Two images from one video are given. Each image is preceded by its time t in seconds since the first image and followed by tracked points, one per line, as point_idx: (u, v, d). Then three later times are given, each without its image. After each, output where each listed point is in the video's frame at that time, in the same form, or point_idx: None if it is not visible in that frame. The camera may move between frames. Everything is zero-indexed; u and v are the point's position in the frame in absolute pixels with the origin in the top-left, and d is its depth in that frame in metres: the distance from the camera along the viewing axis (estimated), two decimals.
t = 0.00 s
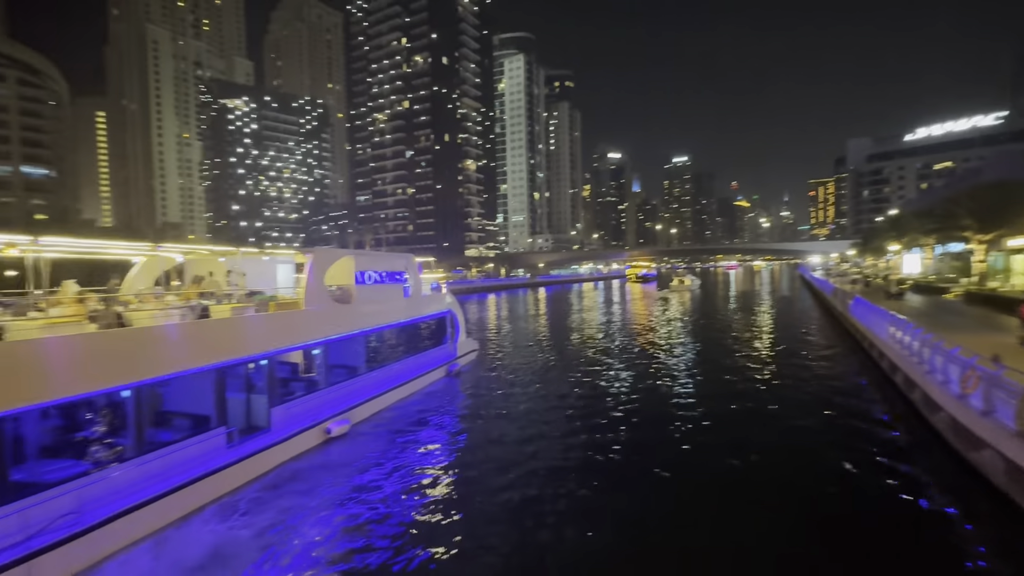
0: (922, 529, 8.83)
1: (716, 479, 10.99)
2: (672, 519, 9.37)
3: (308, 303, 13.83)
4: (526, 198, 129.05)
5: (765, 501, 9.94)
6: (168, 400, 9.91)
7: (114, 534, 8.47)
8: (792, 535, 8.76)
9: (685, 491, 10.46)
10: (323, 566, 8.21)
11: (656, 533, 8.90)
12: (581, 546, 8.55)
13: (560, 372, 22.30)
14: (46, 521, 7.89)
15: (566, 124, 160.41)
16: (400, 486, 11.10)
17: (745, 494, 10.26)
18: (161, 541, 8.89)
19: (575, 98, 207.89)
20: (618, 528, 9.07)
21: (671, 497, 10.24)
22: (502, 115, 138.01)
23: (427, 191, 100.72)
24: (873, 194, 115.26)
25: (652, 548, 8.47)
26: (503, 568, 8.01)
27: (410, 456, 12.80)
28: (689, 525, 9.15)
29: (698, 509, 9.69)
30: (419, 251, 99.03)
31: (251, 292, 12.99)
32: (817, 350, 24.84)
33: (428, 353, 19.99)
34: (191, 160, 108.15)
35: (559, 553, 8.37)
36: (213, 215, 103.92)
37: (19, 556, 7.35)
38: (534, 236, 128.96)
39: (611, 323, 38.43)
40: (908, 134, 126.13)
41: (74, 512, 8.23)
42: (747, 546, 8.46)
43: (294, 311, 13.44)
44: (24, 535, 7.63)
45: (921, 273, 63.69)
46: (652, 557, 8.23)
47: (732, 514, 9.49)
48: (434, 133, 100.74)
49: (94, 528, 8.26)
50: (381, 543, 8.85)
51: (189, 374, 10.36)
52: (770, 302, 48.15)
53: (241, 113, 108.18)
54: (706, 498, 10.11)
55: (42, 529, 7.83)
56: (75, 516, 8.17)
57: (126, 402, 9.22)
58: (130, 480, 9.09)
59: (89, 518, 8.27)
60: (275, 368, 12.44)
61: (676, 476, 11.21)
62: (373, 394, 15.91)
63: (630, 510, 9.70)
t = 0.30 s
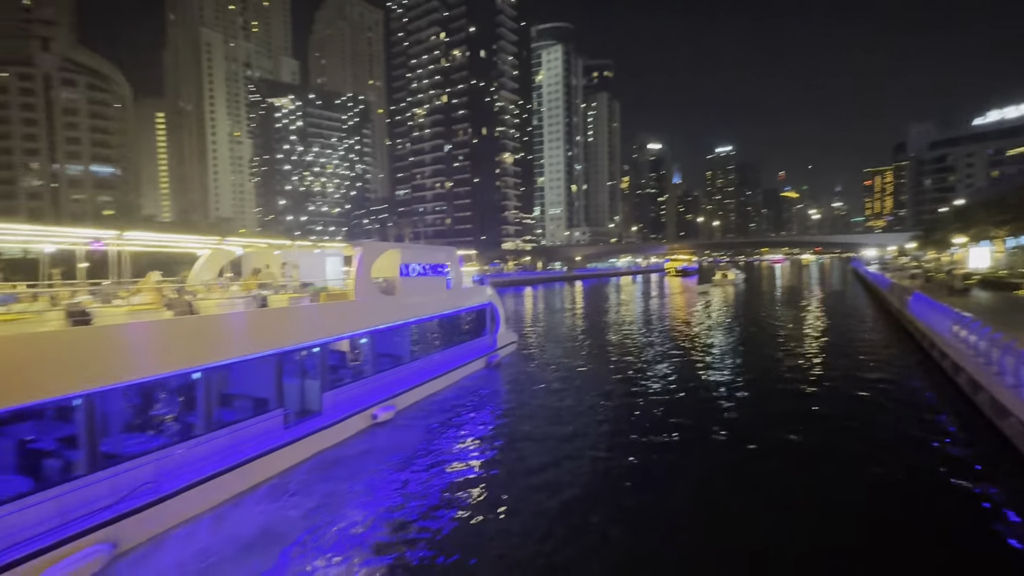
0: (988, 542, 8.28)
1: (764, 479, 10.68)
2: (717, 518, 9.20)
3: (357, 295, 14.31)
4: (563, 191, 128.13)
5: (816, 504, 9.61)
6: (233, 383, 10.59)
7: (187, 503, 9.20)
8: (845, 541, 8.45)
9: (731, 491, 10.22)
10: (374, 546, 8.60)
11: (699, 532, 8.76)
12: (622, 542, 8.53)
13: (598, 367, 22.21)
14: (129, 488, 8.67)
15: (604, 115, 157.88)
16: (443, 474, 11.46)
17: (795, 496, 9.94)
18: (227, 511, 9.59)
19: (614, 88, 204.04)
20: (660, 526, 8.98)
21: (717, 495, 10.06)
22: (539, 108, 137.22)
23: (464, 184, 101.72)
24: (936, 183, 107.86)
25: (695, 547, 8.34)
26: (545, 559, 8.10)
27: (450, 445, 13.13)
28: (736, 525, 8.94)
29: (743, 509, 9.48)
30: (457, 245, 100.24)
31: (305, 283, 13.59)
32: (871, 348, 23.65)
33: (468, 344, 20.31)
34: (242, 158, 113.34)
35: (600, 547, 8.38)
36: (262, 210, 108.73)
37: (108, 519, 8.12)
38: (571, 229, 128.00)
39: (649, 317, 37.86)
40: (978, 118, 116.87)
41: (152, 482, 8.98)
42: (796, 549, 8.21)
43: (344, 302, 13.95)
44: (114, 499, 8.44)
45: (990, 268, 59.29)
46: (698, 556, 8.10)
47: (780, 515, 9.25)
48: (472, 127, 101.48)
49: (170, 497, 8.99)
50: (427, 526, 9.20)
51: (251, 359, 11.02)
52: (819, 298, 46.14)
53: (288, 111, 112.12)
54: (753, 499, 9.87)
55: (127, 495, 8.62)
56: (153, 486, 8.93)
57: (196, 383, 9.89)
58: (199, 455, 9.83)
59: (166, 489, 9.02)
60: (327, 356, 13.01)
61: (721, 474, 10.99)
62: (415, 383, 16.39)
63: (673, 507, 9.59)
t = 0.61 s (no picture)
0: None
1: (807, 478, 10.51)
2: (758, 516, 9.13)
3: (399, 286, 14.69)
4: (598, 182, 126.40)
5: (863, 506, 9.39)
6: (286, 368, 11.19)
7: (246, 478, 9.87)
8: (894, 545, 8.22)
9: (772, 489, 10.12)
10: (419, 527, 9.01)
11: (739, 530, 8.69)
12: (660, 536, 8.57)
13: (633, 360, 22.04)
14: (197, 462, 9.38)
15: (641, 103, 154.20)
16: (482, 461, 11.77)
17: (840, 498, 9.69)
18: (283, 488, 10.24)
19: (652, 76, 198.61)
20: (697, 521, 8.97)
21: (757, 493, 9.96)
22: (574, 98, 135.42)
23: (498, 177, 101.85)
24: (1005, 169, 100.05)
25: (734, 544, 8.30)
26: (584, 549, 8.24)
27: (488, 433, 13.43)
28: (776, 524, 8.86)
29: (786, 510, 9.32)
30: (491, 237, 100.74)
31: (350, 274, 14.07)
32: (925, 345, 22.43)
33: (505, 335, 20.51)
34: (285, 154, 117.34)
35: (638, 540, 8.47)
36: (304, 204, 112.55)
37: (180, 488, 8.82)
38: (606, 222, 126.22)
39: (686, 311, 37.10)
40: None
41: (216, 457, 9.69)
42: (843, 553, 8.03)
43: (387, 292, 14.36)
44: (184, 471, 9.15)
45: None
46: (737, 552, 8.09)
47: (823, 515, 9.09)
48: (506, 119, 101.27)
49: (232, 471, 9.68)
50: (469, 510, 9.53)
51: (304, 346, 11.60)
52: (870, 292, 43.91)
53: (328, 108, 114.81)
54: (795, 498, 9.72)
55: (195, 468, 9.33)
56: (218, 460, 9.64)
57: (254, 367, 10.51)
58: (257, 435, 10.49)
59: (228, 464, 9.69)
60: (371, 345, 13.53)
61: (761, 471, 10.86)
62: (453, 372, 16.76)
63: (713, 503, 9.57)
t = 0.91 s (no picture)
0: None
1: (845, 486, 10.24)
2: (794, 523, 8.95)
3: (432, 282, 14.92)
4: (626, 179, 124.79)
5: (905, 517, 9.10)
6: (326, 360, 11.61)
7: (288, 464, 10.33)
8: (940, 559, 7.94)
9: (809, 496, 9.89)
10: (454, 520, 9.20)
11: (774, 537, 8.54)
12: (691, 540, 8.49)
13: (663, 360, 21.74)
14: (245, 446, 9.85)
15: (671, 98, 151.13)
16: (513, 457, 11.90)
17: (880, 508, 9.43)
18: (321, 475, 10.65)
19: (682, 70, 194.37)
20: (730, 527, 8.85)
21: (793, 500, 9.75)
22: (602, 94, 133.88)
23: (525, 175, 101.82)
24: None
25: (769, 552, 8.14)
26: (616, 551, 8.19)
27: (517, 429, 13.59)
28: (813, 532, 8.68)
29: (823, 517, 9.13)
30: (518, 235, 100.81)
31: (386, 271, 14.39)
32: (973, 349, 21.37)
33: (534, 333, 20.58)
34: (317, 153, 120.30)
35: (669, 544, 8.41)
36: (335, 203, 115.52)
37: (230, 471, 9.31)
38: (634, 219, 124.56)
39: (716, 311, 36.30)
40: None
41: (262, 443, 10.14)
42: (883, 564, 7.82)
43: (421, 289, 14.61)
44: (234, 454, 9.66)
45: None
46: (772, 560, 7.94)
47: (863, 523, 8.87)
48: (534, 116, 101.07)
49: (275, 457, 10.15)
50: (501, 506, 9.68)
51: (341, 339, 11.94)
52: (912, 292, 41.99)
53: (358, 108, 116.73)
54: (832, 506, 9.52)
55: (244, 452, 9.82)
56: (264, 446, 10.11)
57: (297, 359, 10.92)
58: (299, 423, 10.92)
59: (273, 450, 10.21)
60: (405, 340, 13.80)
61: (797, 477, 10.65)
62: (482, 367, 16.97)
63: (746, 509, 9.43)
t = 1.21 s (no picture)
0: None
1: (888, 494, 9.92)
2: (833, 531, 8.73)
3: (464, 278, 15.13)
4: (655, 174, 122.67)
5: (947, 525, 8.85)
6: (363, 351, 11.98)
7: (328, 451, 10.73)
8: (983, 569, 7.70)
9: (849, 503, 9.63)
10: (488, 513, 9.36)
11: (812, 544, 8.34)
12: (724, 543, 8.39)
13: (693, 357, 21.48)
14: (289, 431, 10.32)
15: (703, 91, 147.45)
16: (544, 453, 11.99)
17: (926, 518, 9.08)
18: (360, 462, 11.04)
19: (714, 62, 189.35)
20: (766, 532, 8.69)
21: (831, 506, 9.52)
22: (631, 88, 131.77)
23: (552, 171, 101.35)
24: None
25: (805, 560, 7.93)
26: (649, 556, 8.08)
27: (546, 424, 13.72)
28: (851, 539, 8.48)
29: (864, 526, 8.87)
30: (544, 231, 100.57)
31: (420, 267, 14.69)
32: None
33: (564, 329, 20.63)
34: (348, 151, 122.86)
35: (703, 549, 8.27)
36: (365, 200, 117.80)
37: (275, 455, 9.76)
38: (663, 215, 122.37)
39: (748, 309, 35.52)
40: None
41: (304, 429, 10.58)
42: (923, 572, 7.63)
43: (453, 284, 14.83)
44: (280, 439, 10.12)
45: None
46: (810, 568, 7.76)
47: (903, 531, 8.64)
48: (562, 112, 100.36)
49: (316, 443, 10.55)
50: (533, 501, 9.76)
51: (378, 332, 12.28)
52: (959, 290, 40.01)
53: (387, 106, 118.41)
54: (873, 513, 9.25)
55: (288, 437, 10.27)
56: (306, 432, 10.56)
57: (337, 350, 11.30)
58: (337, 411, 11.32)
59: (315, 436, 10.66)
60: (438, 333, 14.07)
61: (836, 482, 10.39)
62: (513, 362, 17.15)
63: (782, 513, 9.26)
